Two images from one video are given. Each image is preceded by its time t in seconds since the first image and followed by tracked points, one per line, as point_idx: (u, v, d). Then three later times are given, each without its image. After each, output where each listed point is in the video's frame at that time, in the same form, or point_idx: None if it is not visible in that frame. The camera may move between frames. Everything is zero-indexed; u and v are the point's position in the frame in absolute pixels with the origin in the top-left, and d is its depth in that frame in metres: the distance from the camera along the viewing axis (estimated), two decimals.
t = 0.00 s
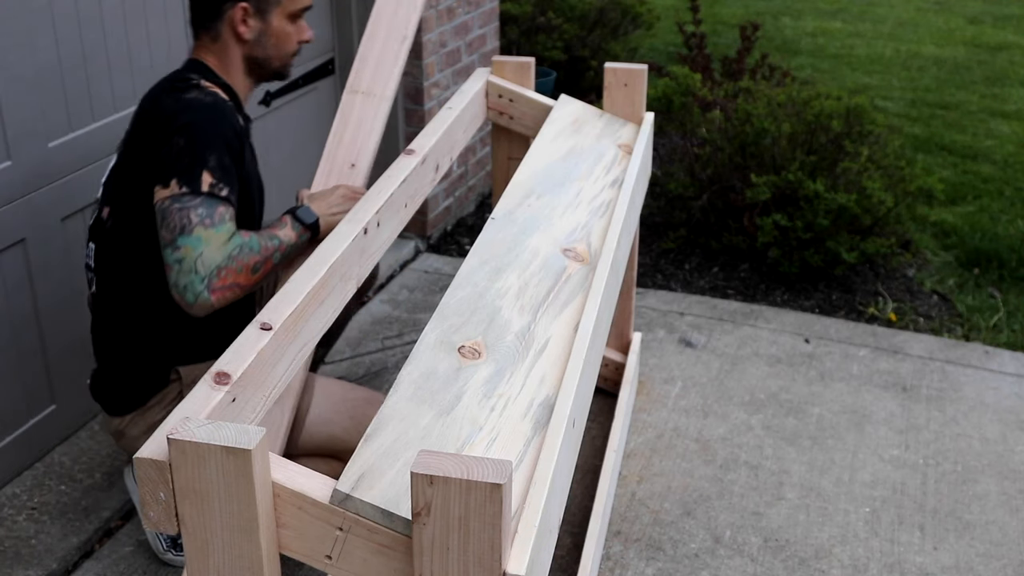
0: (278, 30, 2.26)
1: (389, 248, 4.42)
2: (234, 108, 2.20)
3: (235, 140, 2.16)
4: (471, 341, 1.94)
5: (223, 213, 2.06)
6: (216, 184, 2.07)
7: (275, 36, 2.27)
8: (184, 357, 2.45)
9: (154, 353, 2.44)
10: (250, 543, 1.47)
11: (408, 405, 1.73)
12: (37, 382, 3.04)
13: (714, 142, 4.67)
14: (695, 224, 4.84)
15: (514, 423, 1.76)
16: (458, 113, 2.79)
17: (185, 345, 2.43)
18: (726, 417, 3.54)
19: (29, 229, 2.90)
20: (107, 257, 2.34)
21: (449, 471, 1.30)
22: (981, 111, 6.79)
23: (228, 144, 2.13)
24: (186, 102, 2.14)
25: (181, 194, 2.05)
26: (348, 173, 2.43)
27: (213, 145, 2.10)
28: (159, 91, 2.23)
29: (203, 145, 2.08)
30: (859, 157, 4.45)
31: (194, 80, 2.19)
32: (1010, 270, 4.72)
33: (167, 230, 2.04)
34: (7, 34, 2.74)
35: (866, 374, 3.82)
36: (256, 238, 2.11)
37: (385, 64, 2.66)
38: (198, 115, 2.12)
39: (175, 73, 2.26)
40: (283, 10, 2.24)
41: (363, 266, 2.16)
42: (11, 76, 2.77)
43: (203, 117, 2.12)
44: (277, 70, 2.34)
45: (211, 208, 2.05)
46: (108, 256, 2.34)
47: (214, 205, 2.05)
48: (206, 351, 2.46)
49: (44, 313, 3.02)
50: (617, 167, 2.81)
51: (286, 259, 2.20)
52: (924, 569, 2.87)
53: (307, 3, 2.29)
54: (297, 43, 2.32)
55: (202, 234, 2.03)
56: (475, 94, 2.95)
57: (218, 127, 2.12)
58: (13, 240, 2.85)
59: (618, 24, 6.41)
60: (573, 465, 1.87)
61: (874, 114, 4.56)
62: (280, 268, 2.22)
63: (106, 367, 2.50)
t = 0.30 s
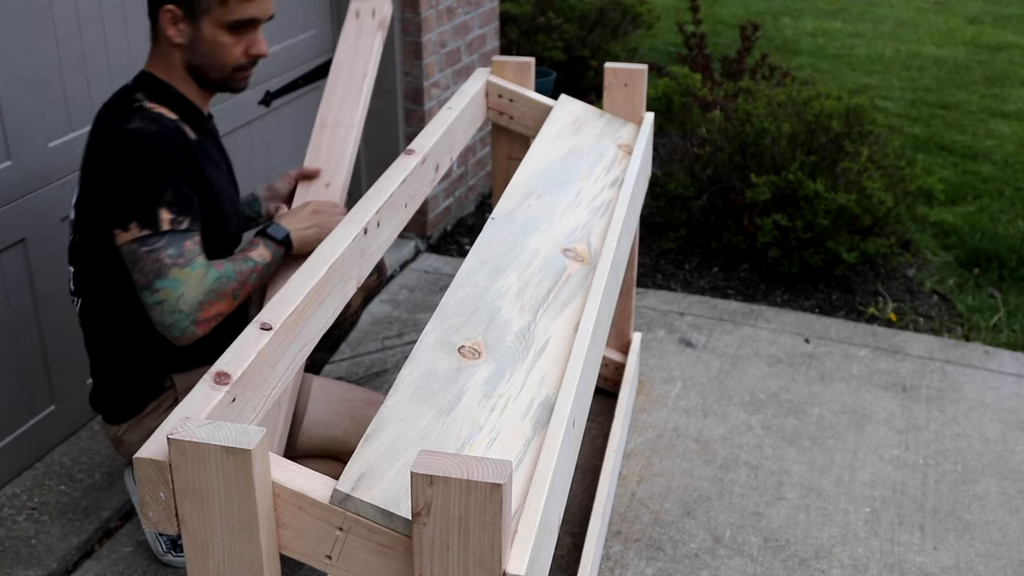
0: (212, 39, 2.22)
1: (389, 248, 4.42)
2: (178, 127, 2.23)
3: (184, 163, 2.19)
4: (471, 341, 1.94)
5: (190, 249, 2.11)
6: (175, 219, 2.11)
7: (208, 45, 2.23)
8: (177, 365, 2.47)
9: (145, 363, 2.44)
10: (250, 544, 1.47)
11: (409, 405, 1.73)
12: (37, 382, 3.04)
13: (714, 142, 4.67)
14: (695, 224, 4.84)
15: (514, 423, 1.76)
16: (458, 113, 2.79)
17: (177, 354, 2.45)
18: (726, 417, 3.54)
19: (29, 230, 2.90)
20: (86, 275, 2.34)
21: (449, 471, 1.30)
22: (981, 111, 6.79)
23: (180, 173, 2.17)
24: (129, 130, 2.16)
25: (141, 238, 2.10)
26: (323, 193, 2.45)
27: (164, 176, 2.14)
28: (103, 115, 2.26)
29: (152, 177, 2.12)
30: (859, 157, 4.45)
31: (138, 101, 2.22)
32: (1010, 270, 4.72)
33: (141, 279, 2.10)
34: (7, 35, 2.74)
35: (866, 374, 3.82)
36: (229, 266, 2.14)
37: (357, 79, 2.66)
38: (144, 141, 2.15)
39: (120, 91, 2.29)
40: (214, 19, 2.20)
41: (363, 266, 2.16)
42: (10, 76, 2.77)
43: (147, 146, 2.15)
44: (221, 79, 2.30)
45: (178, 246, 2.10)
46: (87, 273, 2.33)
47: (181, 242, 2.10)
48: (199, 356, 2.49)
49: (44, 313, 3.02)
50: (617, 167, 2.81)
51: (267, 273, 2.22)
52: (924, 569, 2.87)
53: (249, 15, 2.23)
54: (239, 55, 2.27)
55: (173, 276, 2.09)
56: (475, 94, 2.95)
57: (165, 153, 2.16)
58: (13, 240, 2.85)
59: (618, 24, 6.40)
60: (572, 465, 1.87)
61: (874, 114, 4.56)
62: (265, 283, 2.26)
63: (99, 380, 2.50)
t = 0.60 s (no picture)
0: (182, 51, 2.24)
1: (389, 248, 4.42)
2: (135, 146, 2.27)
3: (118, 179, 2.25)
4: (471, 341, 1.94)
5: (32, 240, 2.11)
6: (46, 215, 2.16)
7: (178, 56, 2.24)
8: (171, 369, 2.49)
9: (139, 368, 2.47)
10: (250, 543, 1.47)
11: (409, 405, 1.73)
12: (37, 382, 3.04)
13: (714, 142, 4.67)
14: (695, 224, 4.84)
15: (514, 423, 1.76)
16: (458, 113, 2.79)
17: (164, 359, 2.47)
18: (726, 417, 3.54)
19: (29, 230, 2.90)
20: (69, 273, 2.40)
21: (449, 471, 1.30)
22: (981, 111, 6.79)
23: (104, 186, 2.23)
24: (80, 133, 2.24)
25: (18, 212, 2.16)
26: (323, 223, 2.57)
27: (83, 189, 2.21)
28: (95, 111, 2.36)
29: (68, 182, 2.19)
30: (859, 157, 4.45)
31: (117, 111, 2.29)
32: (1010, 270, 4.72)
33: None
34: (8, 35, 2.74)
35: (866, 374, 3.82)
36: (42, 300, 2.05)
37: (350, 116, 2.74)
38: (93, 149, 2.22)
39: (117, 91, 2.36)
40: (185, 31, 2.21)
41: (363, 266, 2.16)
42: (11, 76, 2.77)
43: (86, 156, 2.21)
44: (193, 94, 2.30)
45: (26, 230, 2.12)
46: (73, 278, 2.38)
47: (32, 230, 2.13)
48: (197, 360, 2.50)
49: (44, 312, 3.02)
50: (617, 167, 2.81)
51: (74, 352, 2.12)
52: (924, 569, 2.87)
53: (220, 33, 2.22)
54: (209, 71, 2.26)
55: None
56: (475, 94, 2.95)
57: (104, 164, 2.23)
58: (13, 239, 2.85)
59: (618, 24, 6.40)
60: (572, 465, 1.87)
61: (874, 114, 4.56)
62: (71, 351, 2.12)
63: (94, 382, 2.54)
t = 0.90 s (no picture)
0: (156, 66, 2.18)
1: (389, 248, 4.42)
2: (116, 173, 2.26)
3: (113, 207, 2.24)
4: (471, 341, 1.94)
5: (72, 299, 2.20)
6: (71, 270, 2.20)
7: (153, 71, 2.19)
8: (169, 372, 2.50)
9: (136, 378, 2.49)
10: (250, 543, 1.47)
11: (409, 405, 1.73)
12: (37, 382, 3.04)
13: (714, 143, 4.67)
14: (695, 224, 4.84)
15: (514, 423, 1.76)
16: (458, 113, 2.79)
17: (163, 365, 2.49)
18: (726, 417, 3.54)
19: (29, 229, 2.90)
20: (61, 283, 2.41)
21: (449, 471, 1.30)
22: (981, 111, 6.79)
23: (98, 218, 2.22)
24: (59, 172, 2.22)
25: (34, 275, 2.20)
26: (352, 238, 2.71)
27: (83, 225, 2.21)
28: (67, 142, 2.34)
29: (60, 226, 2.20)
30: (859, 157, 4.45)
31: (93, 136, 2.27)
32: (1010, 270, 4.72)
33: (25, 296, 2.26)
34: (7, 35, 2.74)
35: (866, 374, 3.82)
36: (103, 367, 2.19)
37: (368, 116, 2.76)
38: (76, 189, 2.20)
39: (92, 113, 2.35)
40: (157, 46, 2.15)
41: (363, 266, 2.16)
42: (10, 76, 2.77)
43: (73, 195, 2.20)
44: (171, 107, 2.26)
45: (60, 291, 2.19)
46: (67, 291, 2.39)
47: (63, 290, 2.19)
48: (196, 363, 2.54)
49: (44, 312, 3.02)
50: (617, 167, 2.81)
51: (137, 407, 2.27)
52: (924, 569, 2.87)
53: (192, 48, 2.15)
54: (185, 85, 2.21)
55: (47, 319, 2.19)
56: (476, 94, 2.95)
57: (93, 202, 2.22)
58: (13, 240, 2.85)
59: (619, 24, 6.40)
60: (572, 465, 1.87)
61: (874, 114, 4.56)
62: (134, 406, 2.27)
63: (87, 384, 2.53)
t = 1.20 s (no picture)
0: (154, 72, 2.17)
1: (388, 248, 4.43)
2: (122, 198, 2.24)
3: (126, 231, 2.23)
4: (471, 341, 1.94)
5: (105, 331, 2.16)
6: (105, 300, 2.18)
7: (151, 77, 2.18)
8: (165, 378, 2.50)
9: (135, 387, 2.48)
10: (250, 543, 1.47)
11: (409, 404, 1.73)
12: (37, 382, 3.04)
13: (714, 142, 4.67)
14: (695, 224, 4.84)
15: (514, 423, 1.76)
16: (458, 113, 2.79)
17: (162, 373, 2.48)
18: (726, 417, 3.54)
19: (29, 229, 2.90)
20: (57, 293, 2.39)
21: (449, 471, 1.30)
22: (981, 111, 6.79)
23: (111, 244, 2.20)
24: (65, 207, 2.18)
25: (67, 313, 2.18)
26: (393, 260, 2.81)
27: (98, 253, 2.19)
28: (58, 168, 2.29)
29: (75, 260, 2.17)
30: (859, 157, 4.45)
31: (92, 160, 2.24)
32: (1010, 270, 4.72)
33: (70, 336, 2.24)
34: (7, 35, 2.74)
35: (866, 374, 3.82)
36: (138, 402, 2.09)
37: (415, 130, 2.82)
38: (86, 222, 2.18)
39: (84, 132, 2.30)
40: (151, 52, 2.14)
41: (363, 266, 2.16)
42: (10, 76, 2.77)
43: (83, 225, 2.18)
44: (170, 113, 2.24)
45: (93, 325, 2.16)
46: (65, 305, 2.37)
47: (95, 324, 2.16)
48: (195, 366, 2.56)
49: (44, 311, 3.01)
50: (617, 167, 2.81)
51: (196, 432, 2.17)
52: (924, 569, 2.87)
53: (188, 50, 2.15)
54: (183, 89, 2.20)
55: (88, 357, 2.16)
56: (476, 94, 2.96)
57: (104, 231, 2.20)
58: (12, 240, 2.85)
59: (618, 24, 6.40)
60: (572, 465, 1.87)
61: (874, 114, 4.56)
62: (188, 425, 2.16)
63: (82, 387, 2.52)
